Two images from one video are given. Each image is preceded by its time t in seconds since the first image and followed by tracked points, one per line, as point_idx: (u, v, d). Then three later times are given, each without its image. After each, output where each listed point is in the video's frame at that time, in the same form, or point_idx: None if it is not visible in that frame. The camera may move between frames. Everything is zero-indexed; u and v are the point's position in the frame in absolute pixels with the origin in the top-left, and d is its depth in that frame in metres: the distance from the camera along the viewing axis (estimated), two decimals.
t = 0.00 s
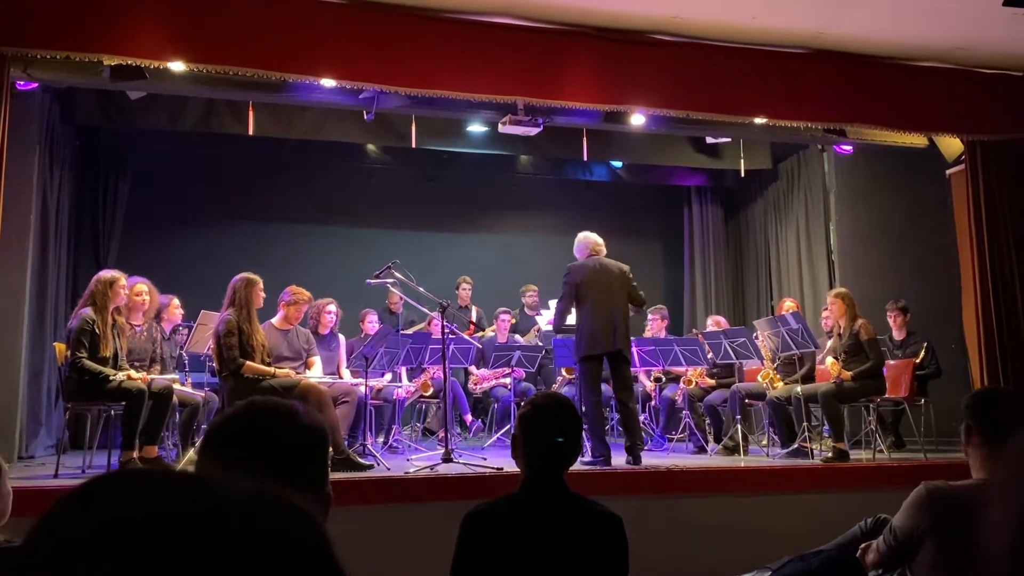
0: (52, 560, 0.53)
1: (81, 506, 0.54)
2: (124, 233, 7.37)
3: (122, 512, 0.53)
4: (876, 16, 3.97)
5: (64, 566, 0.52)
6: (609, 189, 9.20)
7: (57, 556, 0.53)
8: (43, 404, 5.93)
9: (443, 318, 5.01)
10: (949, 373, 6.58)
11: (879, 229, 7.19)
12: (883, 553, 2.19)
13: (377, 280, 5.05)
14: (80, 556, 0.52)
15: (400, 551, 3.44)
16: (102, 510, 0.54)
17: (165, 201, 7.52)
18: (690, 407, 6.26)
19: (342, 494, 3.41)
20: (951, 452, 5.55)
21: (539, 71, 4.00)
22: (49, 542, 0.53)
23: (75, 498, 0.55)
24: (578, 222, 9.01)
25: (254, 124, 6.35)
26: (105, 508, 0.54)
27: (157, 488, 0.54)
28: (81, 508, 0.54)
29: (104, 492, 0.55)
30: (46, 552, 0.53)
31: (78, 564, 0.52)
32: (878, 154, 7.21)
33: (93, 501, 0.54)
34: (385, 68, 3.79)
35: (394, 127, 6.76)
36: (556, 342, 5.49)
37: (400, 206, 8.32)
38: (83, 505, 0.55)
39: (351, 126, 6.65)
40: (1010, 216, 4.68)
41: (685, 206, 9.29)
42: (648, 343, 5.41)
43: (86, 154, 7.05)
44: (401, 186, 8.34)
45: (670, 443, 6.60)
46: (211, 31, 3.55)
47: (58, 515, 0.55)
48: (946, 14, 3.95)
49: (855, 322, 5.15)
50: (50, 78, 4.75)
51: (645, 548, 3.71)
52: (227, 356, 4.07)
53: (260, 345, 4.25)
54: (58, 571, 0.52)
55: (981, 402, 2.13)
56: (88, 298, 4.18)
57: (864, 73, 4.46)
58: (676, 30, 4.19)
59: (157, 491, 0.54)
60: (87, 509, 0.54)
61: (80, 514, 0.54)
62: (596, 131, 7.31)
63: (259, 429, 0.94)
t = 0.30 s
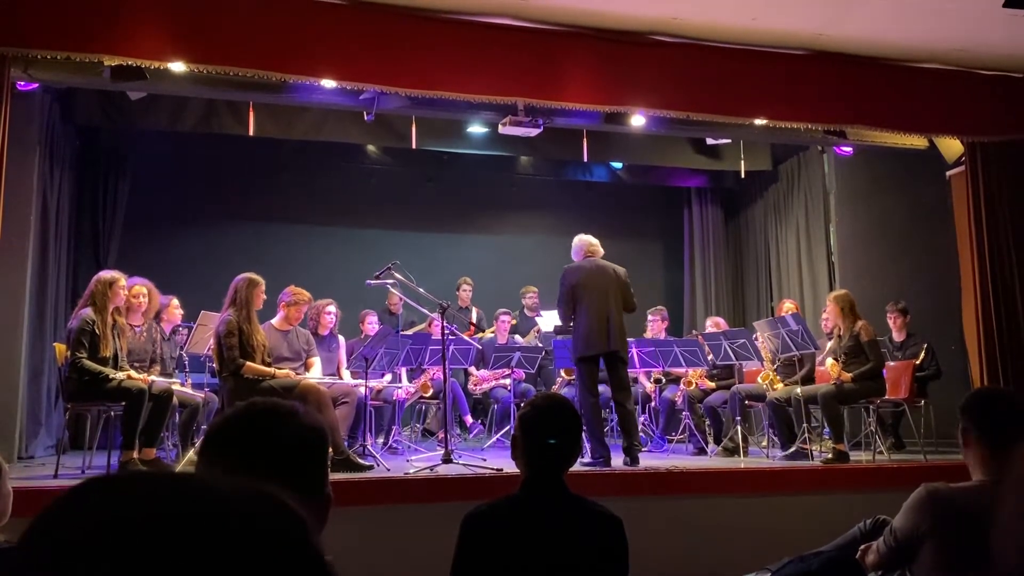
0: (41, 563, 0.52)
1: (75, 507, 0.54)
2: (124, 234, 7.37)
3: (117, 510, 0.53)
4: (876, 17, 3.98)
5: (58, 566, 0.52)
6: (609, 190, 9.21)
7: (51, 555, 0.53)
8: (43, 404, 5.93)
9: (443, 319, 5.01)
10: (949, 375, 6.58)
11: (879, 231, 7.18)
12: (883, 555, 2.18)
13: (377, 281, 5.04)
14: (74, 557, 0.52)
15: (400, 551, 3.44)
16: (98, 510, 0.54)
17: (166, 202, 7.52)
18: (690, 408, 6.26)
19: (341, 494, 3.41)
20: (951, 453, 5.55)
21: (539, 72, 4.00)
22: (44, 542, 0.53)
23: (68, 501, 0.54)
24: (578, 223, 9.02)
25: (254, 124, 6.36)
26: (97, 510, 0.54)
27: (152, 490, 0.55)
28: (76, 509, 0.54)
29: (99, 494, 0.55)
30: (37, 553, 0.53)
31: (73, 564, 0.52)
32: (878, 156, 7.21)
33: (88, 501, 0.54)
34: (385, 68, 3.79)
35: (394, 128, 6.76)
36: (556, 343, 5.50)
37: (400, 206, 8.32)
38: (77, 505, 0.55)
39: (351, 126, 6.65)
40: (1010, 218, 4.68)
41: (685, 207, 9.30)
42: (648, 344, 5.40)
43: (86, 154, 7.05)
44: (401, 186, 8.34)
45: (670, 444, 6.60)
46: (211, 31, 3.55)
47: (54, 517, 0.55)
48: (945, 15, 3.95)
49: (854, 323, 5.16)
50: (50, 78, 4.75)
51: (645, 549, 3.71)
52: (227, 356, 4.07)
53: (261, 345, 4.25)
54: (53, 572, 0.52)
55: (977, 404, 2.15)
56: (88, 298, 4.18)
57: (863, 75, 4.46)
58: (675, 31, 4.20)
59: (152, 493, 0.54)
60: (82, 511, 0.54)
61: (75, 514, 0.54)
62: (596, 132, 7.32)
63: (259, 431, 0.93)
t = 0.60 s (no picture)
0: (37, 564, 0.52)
1: (72, 507, 0.54)
2: (124, 234, 7.37)
3: (115, 511, 0.53)
4: (875, 18, 3.98)
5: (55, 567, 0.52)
6: (610, 190, 9.20)
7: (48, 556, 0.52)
8: (43, 404, 5.93)
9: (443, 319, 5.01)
10: (949, 376, 6.57)
11: (879, 232, 7.18)
12: (884, 557, 2.18)
13: (378, 281, 5.04)
14: (71, 556, 0.52)
15: (400, 551, 3.44)
16: (96, 510, 0.53)
17: (166, 202, 7.52)
18: (690, 408, 6.27)
19: (341, 495, 3.41)
20: (951, 454, 5.55)
21: (539, 72, 4.00)
22: (41, 540, 0.53)
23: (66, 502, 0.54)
24: (578, 223, 9.02)
25: (254, 125, 6.36)
26: (95, 511, 0.53)
27: (150, 490, 0.54)
28: (74, 508, 0.54)
29: (97, 493, 0.54)
30: (32, 555, 0.52)
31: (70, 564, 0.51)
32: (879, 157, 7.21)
33: (85, 502, 0.54)
34: (386, 68, 3.79)
35: (394, 128, 6.77)
36: (556, 343, 5.50)
37: (400, 206, 8.32)
38: (74, 506, 0.54)
39: (351, 127, 6.65)
40: (1010, 219, 4.68)
41: (685, 208, 9.30)
42: (648, 345, 5.40)
43: (86, 154, 7.06)
44: (401, 187, 8.34)
45: (670, 445, 6.60)
46: (211, 31, 3.55)
47: (52, 517, 0.54)
48: (945, 16, 3.96)
49: (854, 324, 5.17)
50: (50, 78, 4.76)
51: (645, 550, 3.71)
52: (228, 356, 4.08)
53: (261, 344, 4.24)
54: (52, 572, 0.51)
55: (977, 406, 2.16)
56: (88, 298, 4.17)
57: (863, 76, 4.46)
58: (676, 32, 4.20)
59: (151, 494, 0.54)
60: (79, 511, 0.54)
61: (74, 514, 0.53)
62: (596, 132, 7.32)
63: (259, 432, 0.93)
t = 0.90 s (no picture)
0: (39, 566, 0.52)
1: (74, 507, 0.54)
2: (125, 233, 7.37)
3: (115, 512, 0.54)
4: (876, 19, 3.98)
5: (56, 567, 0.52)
6: (610, 190, 9.21)
7: (50, 556, 0.53)
8: (43, 404, 5.93)
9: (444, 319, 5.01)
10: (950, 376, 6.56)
11: (879, 232, 7.17)
12: (883, 557, 2.18)
13: (378, 281, 5.03)
14: (72, 559, 0.52)
15: (401, 551, 3.45)
16: (98, 512, 0.54)
17: (167, 201, 7.53)
18: (690, 408, 6.27)
19: (341, 495, 3.41)
20: (950, 455, 5.55)
21: (540, 72, 4.00)
22: (44, 540, 0.54)
23: (67, 504, 0.55)
24: (578, 223, 9.02)
25: (254, 124, 6.36)
26: (95, 514, 0.54)
27: (149, 492, 0.55)
28: (76, 507, 0.55)
29: (98, 495, 0.55)
30: (34, 556, 0.53)
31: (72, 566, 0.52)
32: (879, 157, 7.20)
33: (85, 504, 0.54)
34: (386, 68, 3.79)
35: (395, 128, 6.77)
36: (556, 343, 5.51)
37: (401, 206, 8.32)
38: (75, 507, 0.55)
39: (352, 126, 6.65)
40: (1011, 219, 4.68)
41: (685, 208, 9.30)
42: (649, 345, 5.40)
43: (87, 154, 7.06)
44: (401, 186, 8.34)
45: (670, 445, 6.61)
46: (212, 31, 3.55)
47: (55, 519, 0.55)
48: (945, 17, 3.96)
49: (853, 325, 5.17)
50: (50, 78, 4.76)
51: (645, 550, 3.71)
52: (227, 356, 4.07)
53: (259, 345, 4.27)
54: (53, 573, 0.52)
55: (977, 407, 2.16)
56: (89, 298, 4.18)
57: (863, 76, 4.46)
58: (676, 32, 4.20)
59: (149, 496, 0.54)
60: (79, 513, 0.54)
61: (76, 514, 0.54)
62: (596, 132, 7.32)
63: (260, 431, 0.93)
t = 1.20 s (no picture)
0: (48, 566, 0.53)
1: (79, 508, 0.55)
2: (125, 231, 7.36)
3: (117, 513, 0.54)
4: (876, 18, 3.98)
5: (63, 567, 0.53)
6: (610, 189, 9.20)
7: (57, 555, 0.54)
8: (43, 402, 5.93)
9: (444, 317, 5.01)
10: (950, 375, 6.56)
11: (880, 231, 7.16)
12: (885, 556, 2.18)
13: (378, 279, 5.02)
14: (78, 558, 0.53)
15: (401, 550, 3.45)
16: (102, 513, 0.55)
17: (167, 200, 7.52)
18: (690, 407, 6.27)
19: (342, 493, 3.41)
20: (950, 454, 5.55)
21: (540, 71, 4.00)
22: (51, 539, 0.54)
23: (74, 506, 0.56)
24: (578, 221, 9.01)
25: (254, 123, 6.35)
26: (97, 516, 0.55)
27: (150, 491, 0.55)
28: (83, 505, 0.55)
29: (102, 494, 0.56)
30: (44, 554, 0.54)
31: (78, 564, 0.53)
32: (879, 156, 7.19)
33: (90, 501, 0.55)
34: (387, 67, 3.79)
35: (395, 126, 6.76)
36: (556, 342, 5.52)
37: (401, 205, 8.32)
38: (83, 505, 0.56)
39: (352, 125, 6.65)
40: (1011, 219, 4.68)
41: (686, 207, 9.30)
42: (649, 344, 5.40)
43: (86, 152, 7.05)
44: (401, 185, 8.34)
45: (670, 443, 6.61)
46: (212, 31, 3.55)
47: (63, 520, 0.55)
48: (946, 16, 3.95)
49: (853, 324, 5.17)
50: (49, 76, 4.76)
51: (645, 549, 3.71)
52: (228, 354, 4.07)
53: (260, 344, 4.27)
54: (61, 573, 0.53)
55: (975, 407, 2.16)
56: (89, 296, 4.18)
57: (864, 75, 4.45)
58: (677, 31, 4.19)
59: (149, 495, 0.55)
60: (84, 514, 0.55)
61: (80, 513, 0.55)
62: (596, 130, 7.31)
63: (261, 429, 0.93)
